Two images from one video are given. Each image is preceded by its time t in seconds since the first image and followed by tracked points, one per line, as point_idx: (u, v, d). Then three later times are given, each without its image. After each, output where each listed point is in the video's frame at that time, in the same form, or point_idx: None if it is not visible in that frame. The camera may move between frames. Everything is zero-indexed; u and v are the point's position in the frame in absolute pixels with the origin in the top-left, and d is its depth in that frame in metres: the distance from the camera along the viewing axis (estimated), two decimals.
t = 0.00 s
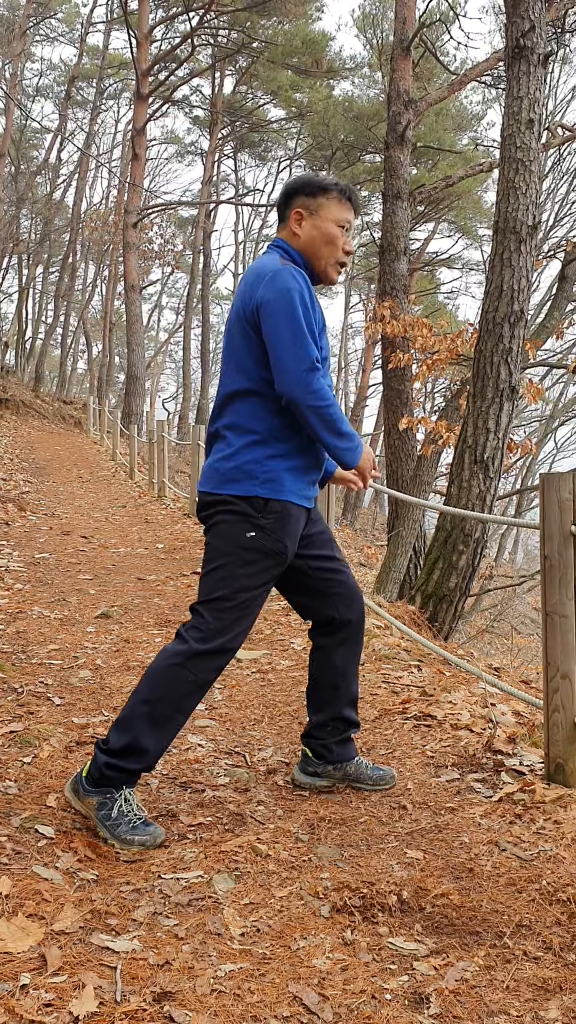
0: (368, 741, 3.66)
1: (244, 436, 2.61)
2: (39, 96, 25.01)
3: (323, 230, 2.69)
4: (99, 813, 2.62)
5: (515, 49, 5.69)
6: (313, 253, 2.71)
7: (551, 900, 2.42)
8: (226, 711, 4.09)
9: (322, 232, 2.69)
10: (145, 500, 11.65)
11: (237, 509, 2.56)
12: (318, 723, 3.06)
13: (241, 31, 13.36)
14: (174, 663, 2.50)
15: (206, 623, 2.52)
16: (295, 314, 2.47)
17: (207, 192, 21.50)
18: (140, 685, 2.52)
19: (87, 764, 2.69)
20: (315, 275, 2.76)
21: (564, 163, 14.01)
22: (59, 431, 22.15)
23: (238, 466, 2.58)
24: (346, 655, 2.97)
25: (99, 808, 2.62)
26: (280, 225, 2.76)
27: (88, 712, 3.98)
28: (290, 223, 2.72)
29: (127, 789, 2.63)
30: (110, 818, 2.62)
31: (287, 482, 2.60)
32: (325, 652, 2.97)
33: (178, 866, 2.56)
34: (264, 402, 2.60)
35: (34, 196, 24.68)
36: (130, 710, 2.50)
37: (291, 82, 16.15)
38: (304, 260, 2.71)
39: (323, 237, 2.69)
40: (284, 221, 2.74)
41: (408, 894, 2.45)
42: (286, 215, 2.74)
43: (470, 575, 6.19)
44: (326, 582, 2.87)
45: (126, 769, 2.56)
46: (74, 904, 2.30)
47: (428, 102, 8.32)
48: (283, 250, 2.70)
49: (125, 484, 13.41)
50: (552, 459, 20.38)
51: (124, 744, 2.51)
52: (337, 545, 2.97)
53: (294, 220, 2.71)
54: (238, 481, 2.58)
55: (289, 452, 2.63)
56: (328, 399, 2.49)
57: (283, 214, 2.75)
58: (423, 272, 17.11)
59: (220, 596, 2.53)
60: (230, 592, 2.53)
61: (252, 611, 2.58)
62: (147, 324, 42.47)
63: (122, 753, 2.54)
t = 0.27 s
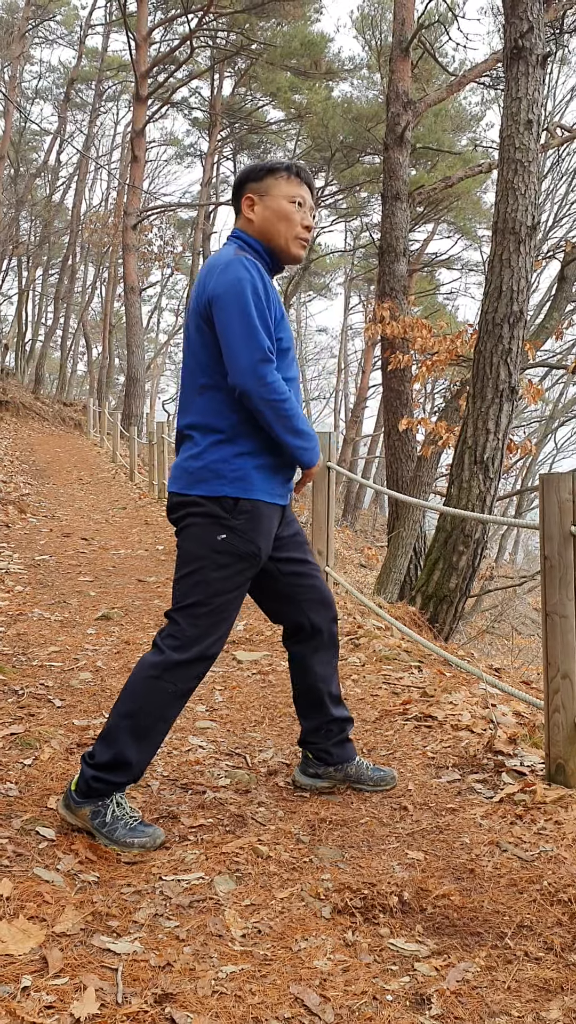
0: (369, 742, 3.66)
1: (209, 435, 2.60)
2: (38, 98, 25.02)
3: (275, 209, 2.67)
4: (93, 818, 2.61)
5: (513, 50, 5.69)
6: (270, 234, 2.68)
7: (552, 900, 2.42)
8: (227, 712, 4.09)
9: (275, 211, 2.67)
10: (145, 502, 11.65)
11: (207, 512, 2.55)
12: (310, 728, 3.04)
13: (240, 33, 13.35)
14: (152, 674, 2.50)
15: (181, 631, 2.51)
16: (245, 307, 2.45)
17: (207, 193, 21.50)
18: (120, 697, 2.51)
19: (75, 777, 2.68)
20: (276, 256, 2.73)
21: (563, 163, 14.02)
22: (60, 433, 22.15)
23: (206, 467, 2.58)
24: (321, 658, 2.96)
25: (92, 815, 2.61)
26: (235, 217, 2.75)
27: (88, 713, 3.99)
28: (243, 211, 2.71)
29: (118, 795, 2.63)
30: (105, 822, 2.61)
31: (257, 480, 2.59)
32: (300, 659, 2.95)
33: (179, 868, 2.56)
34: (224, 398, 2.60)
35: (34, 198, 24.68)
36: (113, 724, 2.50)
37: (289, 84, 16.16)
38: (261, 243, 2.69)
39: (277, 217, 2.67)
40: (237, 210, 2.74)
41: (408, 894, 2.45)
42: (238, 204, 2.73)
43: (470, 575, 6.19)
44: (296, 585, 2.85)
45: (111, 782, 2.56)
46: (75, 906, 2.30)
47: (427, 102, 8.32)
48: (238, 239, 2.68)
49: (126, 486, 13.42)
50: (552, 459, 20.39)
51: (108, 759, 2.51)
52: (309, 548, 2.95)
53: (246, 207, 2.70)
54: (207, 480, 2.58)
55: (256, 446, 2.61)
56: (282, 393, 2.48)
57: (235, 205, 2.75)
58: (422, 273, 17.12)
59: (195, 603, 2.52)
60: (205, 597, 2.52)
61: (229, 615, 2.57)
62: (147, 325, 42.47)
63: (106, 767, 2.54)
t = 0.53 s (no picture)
0: (372, 743, 3.66)
1: (189, 440, 2.59)
2: (38, 99, 25.02)
3: (239, 207, 2.64)
4: (94, 822, 2.61)
5: (514, 51, 5.69)
6: (233, 232, 2.66)
7: (557, 901, 2.41)
8: (229, 714, 4.09)
9: (238, 209, 2.64)
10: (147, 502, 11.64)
11: (194, 517, 2.54)
12: (308, 733, 3.04)
13: (240, 33, 13.35)
14: (147, 685, 2.50)
15: (175, 639, 2.52)
16: (209, 308, 2.42)
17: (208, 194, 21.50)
18: (115, 709, 2.51)
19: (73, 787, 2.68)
20: (240, 254, 2.71)
21: (564, 163, 14.02)
22: (61, 434, 22.14)
23: (188, 472, 2.57)
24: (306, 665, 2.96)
25: (92, 820, 2.61)
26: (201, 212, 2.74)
27: (90, 715, 3.99)
28: (208, 207, 2.69)
29: (118, 800, 2.63)
30: (108, 825, 2.61)
31: (242, 481, 2.58)
32: (283, 668, 2.94)
33: (182, 869, 2.56)
34: (197, 401, 2.57)
35: (34, 199, 24.67)
36: (110, 735, 2.50)
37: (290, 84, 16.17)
38: (224, 242, 2.67)
39: (240, 214, 2.65)
40: (203, 206, 2.72)
41: (413, 896, 2.45)
42: (204, 200, 2.72)
43: (472, 576, 6.18)
44: (278, 592, 2.85)
45: (109, 791, 2.56)
46: (79, 908, 2.30)
47: (428, 102, 8.32)
48: (203, 238, 2.65)
49: (127, 487, 13.41)
50: (553, 459, 20.39)
51: (106, 770, 2.52)
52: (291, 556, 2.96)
53: (211, 204, 2.69)
54: (189, 485, 2.56)
55: (235, 447, 2.59)
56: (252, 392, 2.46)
57: (202, 200, 2.74)
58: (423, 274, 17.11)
59: (188, 611, 2.52)
60: (197, 604, 2.52)
61: (222, 620, 2.57)
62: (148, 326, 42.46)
63: (103, 777, 2.54)
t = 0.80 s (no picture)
0: (372, 745, 3.66)
1: (186, 443, 2.58)
2: (39, 100, 25.03)
3: (230, 208, 2.63)
4: (94, 823, 2.61)
5: (516, 52, 5.69)
6: (223, 234, 2.66)
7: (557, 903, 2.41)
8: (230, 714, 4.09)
9: (229, 210, 2.63)
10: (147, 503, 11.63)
11: (193, 520, 2.54)
12: (308, 734, 3.04)
13: (241, 34, 13.34)
14: (149, 689, 2.50)
15: (177, 643, 2.52)
16: (205, 312, 2.42)
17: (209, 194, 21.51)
18: (117, 712, 2.51)
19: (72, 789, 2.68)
20: (231, 255, 2.70)
21: (565, 164, 14.02)
22: (61, 434, 22.13)
23: (187, 474, 2.56)
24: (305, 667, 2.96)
25: (92, 820, 2.61)
26: (189, 212, 2.72)
27: (91, 715, 3.99)
28: (197, 207, 2.68)
29: (117, 801, 2.62)
30: (108, 826, 2.61)
31: (240, 483, 2.57)
32: (281, 670, 2.94)
33: (183, 870, 2.55)
34: (194, 404, 2.57)
35: (35, 200, 24.67)
36: (110, 737, 2.50)
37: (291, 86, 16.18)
38: (214, 243, 2.66)
39: (231, 215, 2.64)
40: (191, 205, 2.70)
41: (414, 897, 2.45)
42: (192, 199, 2.70)
43: (473, 577, 6.18)
44: (276, 595, 2.85)
45: (109, 794, 2.56)
46: (79, 909, 2.30)
47: (429, 103, 8.31)
48: (194, 240, 2.65)
49: (128, 487, 13.41)
50: (554, 460, 20.40)
51: (106, 773, 2.52)
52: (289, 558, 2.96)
53: (200, 204, 2.67)
54: (188, 488, 2.56)
55: (233, 449, 2.58)
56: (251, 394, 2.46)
57: (190, 199, 2.71)
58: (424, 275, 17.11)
59: (190, 615, 2.52)
60: (198, 608, 2.52)
61: (223, 623, 2.57)
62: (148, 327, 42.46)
63: (104, 780, 2.54)
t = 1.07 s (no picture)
0: (373, 746, 3.66)
1: (187, 450, 2.58)
2: (40, 100, 25.05)
3: (239, 221, 2.66)
4: (95, 825, 2.61)
5: (516, 54, 5.69)
6: (231, 247, 2.68)
7: (558, 904, 2.41)
8: (230, 715, 4.08)
9: (239, 223, 2.66)
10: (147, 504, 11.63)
11: (198, 527, 2.53)
12: (310, 736, 3.04)
13: (242, 36, 13.35)
14: (158, 698, 2.50)
15: (187, 652, 2.52)
16: (216, 322, 2.44)
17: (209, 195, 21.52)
18: (124, 721, 2.51)
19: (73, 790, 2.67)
20: (234, 268, 2.73)
21: (565, 165, 14.03)
22: (62, 435, 22.13)
23: (187, 481, 2.56)
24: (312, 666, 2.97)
25: (93, 821, 2.60)
26: (191, 218, 2.70)
27: (91, 716, 3.98)
28: (203, 215, 2.67)
29: (118, 803, 2.62)
30: (109, 827, 2.60)
31: (240, 490, 2.58)
32: (291, 669, 2.95)
33: (183, 871, 2.55)
34: (200, 412, 2.57)
35: (36, 201, 24.67)
36: (115, 741, 2.49)
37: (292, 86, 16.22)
38: (220, 255, 2.68)
39: (240, 229, 2.66)
40: (196, 213, 2.69)
41: (414, 897, 2.45)
42: (197, 207, 2.68)
43: (474, 577, 6.18)
44: (282, 596, 2.86)
45: (113, 796, 2.55)
46: (80, 910, 2.29)
47: (429, 105, 8.30)
48: (197, 248, 2.65)
49: (128, 488, 13.41)
50: (554, 460, 20.39)
51: (110, 775, 2.51)
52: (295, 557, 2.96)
53: (207, 213, 2.66)
54: (190, 496, 2.55)
55: (233, 457, 2.59)
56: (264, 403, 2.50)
57: (195, 206, 2.70)
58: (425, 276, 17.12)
59: (197, 623, 2.52)
60: (206, 616, 2.52)
61: (230, 631, 2.57)
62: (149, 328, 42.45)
63: (108, 782, 2.54)
